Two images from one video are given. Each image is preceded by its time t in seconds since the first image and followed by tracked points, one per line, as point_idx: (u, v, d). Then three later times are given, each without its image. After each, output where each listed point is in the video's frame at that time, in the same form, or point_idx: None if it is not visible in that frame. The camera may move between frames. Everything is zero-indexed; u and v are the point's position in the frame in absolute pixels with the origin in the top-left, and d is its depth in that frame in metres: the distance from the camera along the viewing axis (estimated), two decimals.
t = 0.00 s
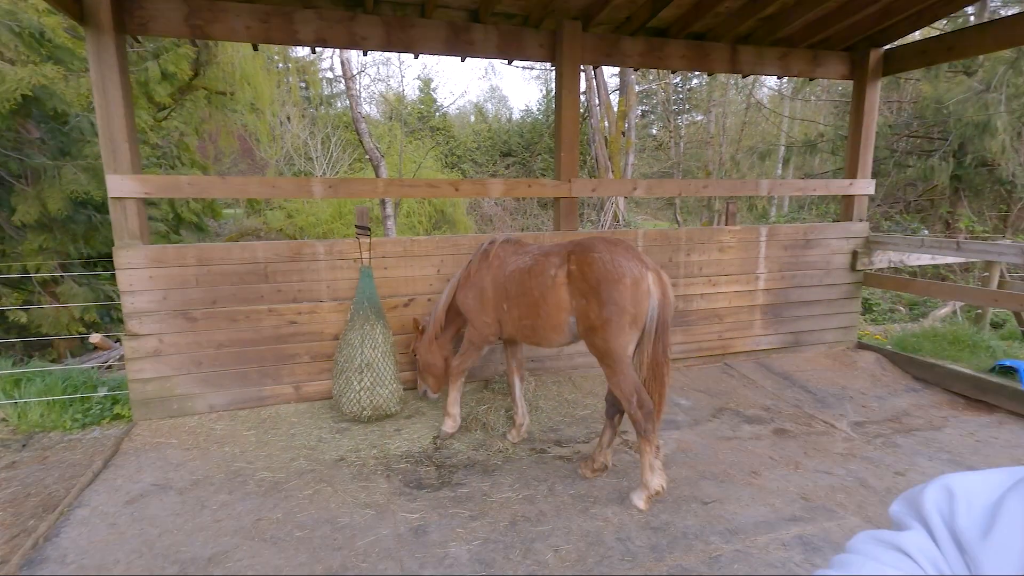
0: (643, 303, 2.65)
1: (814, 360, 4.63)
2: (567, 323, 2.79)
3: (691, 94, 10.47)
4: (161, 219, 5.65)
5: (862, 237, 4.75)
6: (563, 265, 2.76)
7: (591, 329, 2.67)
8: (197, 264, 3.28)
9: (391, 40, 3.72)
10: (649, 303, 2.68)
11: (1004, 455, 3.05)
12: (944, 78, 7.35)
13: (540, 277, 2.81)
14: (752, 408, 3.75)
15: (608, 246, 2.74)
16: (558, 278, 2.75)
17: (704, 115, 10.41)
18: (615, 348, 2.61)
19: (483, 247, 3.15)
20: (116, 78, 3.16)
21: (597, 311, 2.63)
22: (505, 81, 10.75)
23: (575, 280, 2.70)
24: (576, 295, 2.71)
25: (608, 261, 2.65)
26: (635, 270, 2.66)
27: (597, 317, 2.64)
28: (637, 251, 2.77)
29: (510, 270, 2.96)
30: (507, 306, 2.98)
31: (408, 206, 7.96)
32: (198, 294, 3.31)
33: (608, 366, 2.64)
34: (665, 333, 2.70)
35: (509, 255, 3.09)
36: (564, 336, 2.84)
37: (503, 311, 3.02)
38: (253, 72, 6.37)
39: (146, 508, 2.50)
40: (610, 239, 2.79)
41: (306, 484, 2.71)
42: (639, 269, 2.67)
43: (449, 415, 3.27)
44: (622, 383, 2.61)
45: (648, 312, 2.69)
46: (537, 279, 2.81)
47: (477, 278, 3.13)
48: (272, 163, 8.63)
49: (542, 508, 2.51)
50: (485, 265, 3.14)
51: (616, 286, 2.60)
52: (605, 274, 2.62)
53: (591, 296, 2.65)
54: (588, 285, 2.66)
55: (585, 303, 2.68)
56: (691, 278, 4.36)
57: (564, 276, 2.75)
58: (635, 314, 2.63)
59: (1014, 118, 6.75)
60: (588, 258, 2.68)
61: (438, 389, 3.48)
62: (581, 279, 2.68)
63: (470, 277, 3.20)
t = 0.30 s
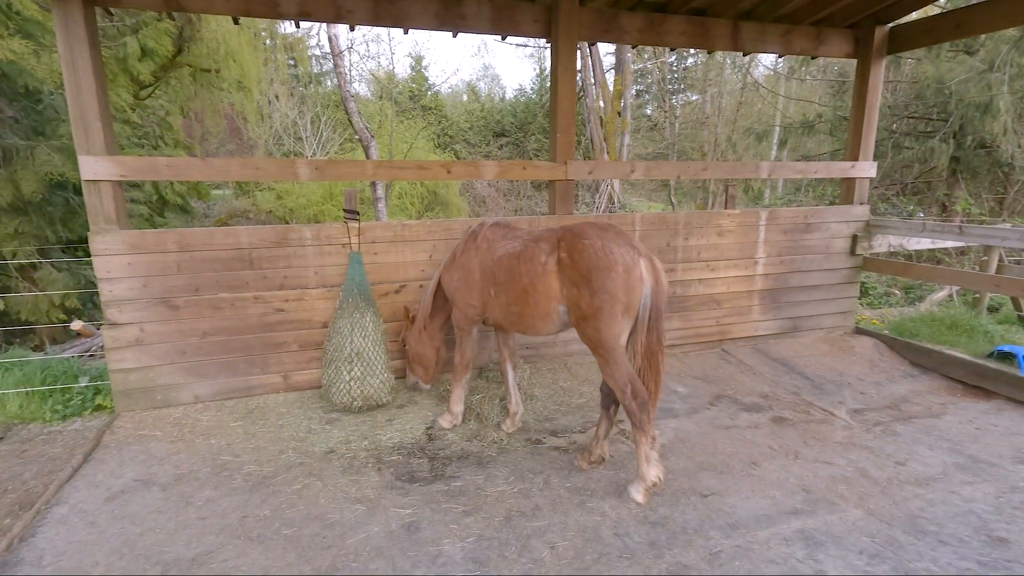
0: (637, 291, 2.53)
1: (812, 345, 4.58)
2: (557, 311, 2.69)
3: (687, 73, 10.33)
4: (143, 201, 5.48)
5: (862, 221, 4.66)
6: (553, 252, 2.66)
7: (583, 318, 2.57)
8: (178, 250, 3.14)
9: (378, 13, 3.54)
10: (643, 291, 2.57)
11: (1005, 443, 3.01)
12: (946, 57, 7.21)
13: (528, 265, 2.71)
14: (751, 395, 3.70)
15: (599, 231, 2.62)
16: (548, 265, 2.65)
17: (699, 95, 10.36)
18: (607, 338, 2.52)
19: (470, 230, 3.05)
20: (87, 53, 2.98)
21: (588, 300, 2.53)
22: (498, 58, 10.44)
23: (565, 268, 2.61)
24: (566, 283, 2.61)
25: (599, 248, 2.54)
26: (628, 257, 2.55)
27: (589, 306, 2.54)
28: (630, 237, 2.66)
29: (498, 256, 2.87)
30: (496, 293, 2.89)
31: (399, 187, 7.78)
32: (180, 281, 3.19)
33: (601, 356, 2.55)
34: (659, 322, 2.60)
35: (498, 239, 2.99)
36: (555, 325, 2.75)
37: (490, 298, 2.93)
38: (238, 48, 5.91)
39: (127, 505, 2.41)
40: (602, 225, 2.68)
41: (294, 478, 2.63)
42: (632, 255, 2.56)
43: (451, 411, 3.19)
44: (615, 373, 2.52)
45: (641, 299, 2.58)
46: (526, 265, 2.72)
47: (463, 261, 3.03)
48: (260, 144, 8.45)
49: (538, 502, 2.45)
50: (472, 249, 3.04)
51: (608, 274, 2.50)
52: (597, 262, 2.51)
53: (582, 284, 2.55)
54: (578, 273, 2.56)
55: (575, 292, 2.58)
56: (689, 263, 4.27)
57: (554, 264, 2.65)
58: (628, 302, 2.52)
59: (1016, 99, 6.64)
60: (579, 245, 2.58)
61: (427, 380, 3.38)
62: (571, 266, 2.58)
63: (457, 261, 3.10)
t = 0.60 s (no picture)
0: (629, 270, 2.50)
1: (805, 323, 4.61)
2: (549, 291, 2.65)
3: (680, 50, 9.99)
4: (127, 179, 5.35)
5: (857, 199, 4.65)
6: (544, 231, 2.61)
7: (576, 297, 2.54)
8: (165, 229, 3.06)
9: None
10: (635, 270, 2.54)
11: (992, 418, 3.06)
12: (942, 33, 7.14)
13: (519, 244, 2.66)
14: (745, 373, 3.73)
15: (590, 210, 2.57)
16: (539, 245, 2.60)
17: (691, 71, 10.06)
18: (600, 317, 2.49)
19: (459, 208, 2.97)
20: (63, 20, 2.84)
21: (580, 279, 2.50)
22: (486, 33, 10.08)
23: (557, 248, 2.56)
24: (558, 263, 2.57)
25: (590, 227, 2.49)
26: (620, 236, 2.51)
27: (581, 286, 2.51)
28: (620, 214, 2.62)
29: (488, 235, 2.81)
30: (486, 273, 2.84)
31: (389, 164, 7.64)
32: (168, 261, 3.11)
33: (594, 335, 2.52)
34: (651, 300, 2.58)
35: (487, 218, 2.91)
36: (546, 305, 2.72)
37: (481, 277, 2.88)
38: (221, 20, 5.52)
39: (122, 487, 2.38)
40: (593, 203, 2.63)
41: (291, 459, 2.61)
42: (624, 234, 2.52)
43: (447, 392, 3.17)
44: (609, 352, 2.50)
45: (633, 278, 2.54)
46: (516, 245, 2.67)
47: (453, 239, 2.96)
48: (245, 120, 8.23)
49: (536, 481, 2.46)
50: (461, 228, 2.97)
51: (600, 253, 2.46)
52: (589, 241, 2.48)
53: (574, 263, 2.51)
54: (570, 252, 2.52)
55: (568, 271, 2.54)
56: (685, 242, 4.24)
57: (545, 244, 2.60)
58: (621, 281, 2.49)
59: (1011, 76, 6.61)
60: (570, 224, 2.53)
61: (423, 363, 3.36)
62: (563, 246, 2.54)
63: (446, 240, 3.02)
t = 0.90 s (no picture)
0: (622, 254, 2.48)
1: (796, 308, 4.63)
2: (541, 276, 2.62)
3: (671, 33, 10.16)
4: (112, 163, 5.20)
5: (850, 183, 4.66)
6: (536, 216, 2.58)
7: (569, 282, 2.51)
8: (153, 214, 3.00)
9: None
10: (627, 253, 2.52)
11: (981, 400, 3.10)
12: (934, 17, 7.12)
13: (510, 229, 2.62)
14: (738, 356, 3.75)
15: (582, 193, 2.55)
16: (531, 230, 2.57)
17: (683, 55, 10.15)
18: (594, 301, 2.47)
19: (448, 192, 2.91)
20: None
21: (573, 264, 2.47)
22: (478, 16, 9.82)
23: (549, 233, 2.53)
24: (550, 248, 2.54)
25: (583, 211, 2.47)
26: (612, 220, 2.49)
27: (574, 270, 2.48)
28: (612, 198, 2.60)
29: (478, 219, 2.76)
30: (477, 258, 2.80)
31: (379, 149, 7.52)
32: (157, 246, 3.06)
33: (588, 319, 2.50)
34: (643, 283, 2.55)
35: (477, 202, 2.86)
36: (538, 289, 2.68)
37: (472, 263, 2.84)
38: None
39: (115, 475, 2.36)
40: (584, 187, 2.60)
41: (287, 445, 2.60)
42: (616, 218, 2.50)
43: (443, 377, 3.15)
44: (602, 337, 2.48)
45: (626, 261, 2.53)
46: (507, 230, 2.63)
47: (443, 224, 2.91)
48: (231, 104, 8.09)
49: (533, 465, 2.46)
50: (450, 212, 2.91)
51: (593, 237, 2.44)
52: (581, 226, 2.45)
53: (567, 248, 2.48)
54: (563, 237, 2.49)
55: (560, 256, 2.51)
56: (679, 226, 4.24)
57: (537, 228, 2.57)
58: (614, 265, 2.47)
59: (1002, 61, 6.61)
60: (562, 208, 2.50)
61: (423, 351, 3.35)
62: (555, 231, 2.51)
63: (435, 225, 2.97)
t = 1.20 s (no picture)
0: (612, 245, 2.36)
1: (785, 299, 4.65)
2: (528, 268, 2.51)
3: (657, 27, 10.09)
4: (88, 156, 5.06)
5: (837, 175, 4.67)
6: (523, 207, 2.45)
7: (557, 274, 2.38)
8: (130, 207, 2.91)
9: None
10: (617, 244, 2.39)
11: (967, 389, 3.13)
12: (918, 10, 7.17)
13: (497, 220, 2.50)
14: (728, 348, 3.75)
15: (570, 184, 2.43)
16: (518, 221, 2.45)
17: (668, 49, 10.01)
18: (583, 293, 2.35)
19: (434, 182, 2.82)
20: None
21: (562, 255, 2.35)
22: (463, 10, 9.77)
23: (537, 224, 2.41)
24: (538, 239, 2.42)
25: (571, 202, 2.34)
26: (602, 210, 2.36)
27: (563, 262, 2.36)
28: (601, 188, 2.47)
29: (464, 210, 2.66)
30: (463, 250, 2.70)
31: (365, 143, 7.40)
32: (135, 240, 2.96)
33: (578, 311, 2.39)
34: (633, 274, 2.42)
35: (463, 192, 2.76)
36: (526, 281, 2.56)
37: (458, 254, 2.75)
38: None
39: (94, 476, 2.28)
40: (571, 176, 2.48)
41: (272, 443, 2.53)
42: (606, 208, 2.37)
43: (431, 372, 3.10)
44: (592, 328, 2.37)
45: (616, 252, 2.39)
46: (493, 221, 2.51)
47: (428, 215, 2.82)
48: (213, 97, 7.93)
49: (525, 460, 2.43)
50: (436, 203, 2.82)
51: (581, 228, 2.31)
52: (569, 216, 2.33)
53: (555, 239, 2.36)
54: (551, 228, 2.37)
55: (548, 247, 2.39)
56: (668, 218, 4.22)
57: (525, 220, 2.44)
58: (603, 256, 2.35)
59: (984, 54, 6.68)
60: (550, 199, 2.37)
61: (408, 344, 3.30)
62: (543, 222, 2.39)
63: (421, 216, 2.89)
